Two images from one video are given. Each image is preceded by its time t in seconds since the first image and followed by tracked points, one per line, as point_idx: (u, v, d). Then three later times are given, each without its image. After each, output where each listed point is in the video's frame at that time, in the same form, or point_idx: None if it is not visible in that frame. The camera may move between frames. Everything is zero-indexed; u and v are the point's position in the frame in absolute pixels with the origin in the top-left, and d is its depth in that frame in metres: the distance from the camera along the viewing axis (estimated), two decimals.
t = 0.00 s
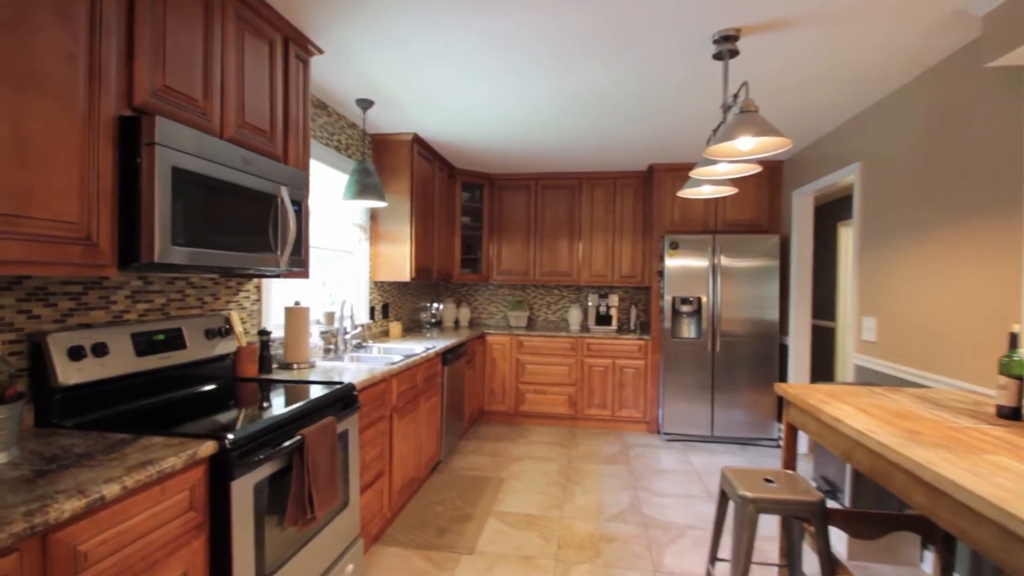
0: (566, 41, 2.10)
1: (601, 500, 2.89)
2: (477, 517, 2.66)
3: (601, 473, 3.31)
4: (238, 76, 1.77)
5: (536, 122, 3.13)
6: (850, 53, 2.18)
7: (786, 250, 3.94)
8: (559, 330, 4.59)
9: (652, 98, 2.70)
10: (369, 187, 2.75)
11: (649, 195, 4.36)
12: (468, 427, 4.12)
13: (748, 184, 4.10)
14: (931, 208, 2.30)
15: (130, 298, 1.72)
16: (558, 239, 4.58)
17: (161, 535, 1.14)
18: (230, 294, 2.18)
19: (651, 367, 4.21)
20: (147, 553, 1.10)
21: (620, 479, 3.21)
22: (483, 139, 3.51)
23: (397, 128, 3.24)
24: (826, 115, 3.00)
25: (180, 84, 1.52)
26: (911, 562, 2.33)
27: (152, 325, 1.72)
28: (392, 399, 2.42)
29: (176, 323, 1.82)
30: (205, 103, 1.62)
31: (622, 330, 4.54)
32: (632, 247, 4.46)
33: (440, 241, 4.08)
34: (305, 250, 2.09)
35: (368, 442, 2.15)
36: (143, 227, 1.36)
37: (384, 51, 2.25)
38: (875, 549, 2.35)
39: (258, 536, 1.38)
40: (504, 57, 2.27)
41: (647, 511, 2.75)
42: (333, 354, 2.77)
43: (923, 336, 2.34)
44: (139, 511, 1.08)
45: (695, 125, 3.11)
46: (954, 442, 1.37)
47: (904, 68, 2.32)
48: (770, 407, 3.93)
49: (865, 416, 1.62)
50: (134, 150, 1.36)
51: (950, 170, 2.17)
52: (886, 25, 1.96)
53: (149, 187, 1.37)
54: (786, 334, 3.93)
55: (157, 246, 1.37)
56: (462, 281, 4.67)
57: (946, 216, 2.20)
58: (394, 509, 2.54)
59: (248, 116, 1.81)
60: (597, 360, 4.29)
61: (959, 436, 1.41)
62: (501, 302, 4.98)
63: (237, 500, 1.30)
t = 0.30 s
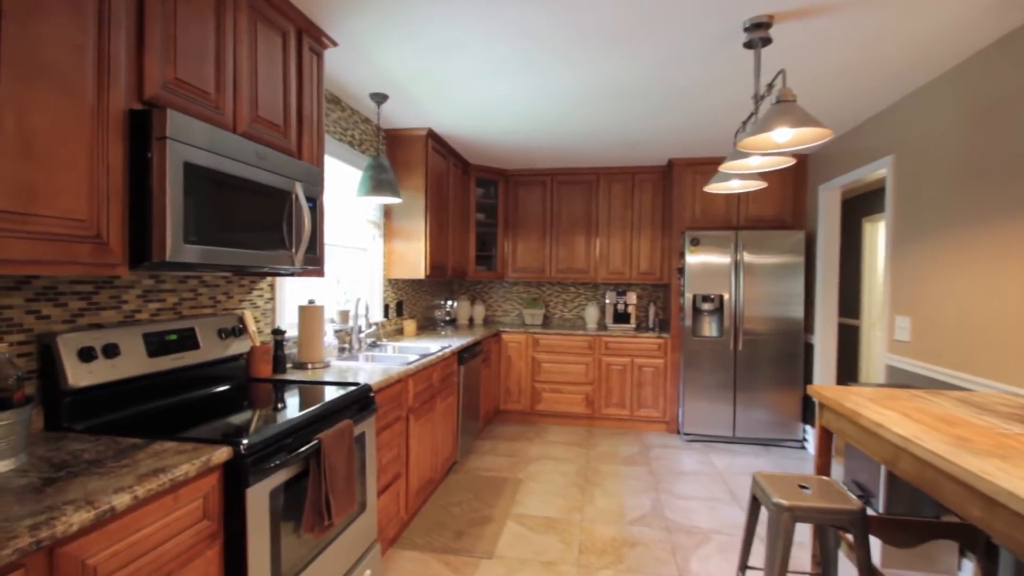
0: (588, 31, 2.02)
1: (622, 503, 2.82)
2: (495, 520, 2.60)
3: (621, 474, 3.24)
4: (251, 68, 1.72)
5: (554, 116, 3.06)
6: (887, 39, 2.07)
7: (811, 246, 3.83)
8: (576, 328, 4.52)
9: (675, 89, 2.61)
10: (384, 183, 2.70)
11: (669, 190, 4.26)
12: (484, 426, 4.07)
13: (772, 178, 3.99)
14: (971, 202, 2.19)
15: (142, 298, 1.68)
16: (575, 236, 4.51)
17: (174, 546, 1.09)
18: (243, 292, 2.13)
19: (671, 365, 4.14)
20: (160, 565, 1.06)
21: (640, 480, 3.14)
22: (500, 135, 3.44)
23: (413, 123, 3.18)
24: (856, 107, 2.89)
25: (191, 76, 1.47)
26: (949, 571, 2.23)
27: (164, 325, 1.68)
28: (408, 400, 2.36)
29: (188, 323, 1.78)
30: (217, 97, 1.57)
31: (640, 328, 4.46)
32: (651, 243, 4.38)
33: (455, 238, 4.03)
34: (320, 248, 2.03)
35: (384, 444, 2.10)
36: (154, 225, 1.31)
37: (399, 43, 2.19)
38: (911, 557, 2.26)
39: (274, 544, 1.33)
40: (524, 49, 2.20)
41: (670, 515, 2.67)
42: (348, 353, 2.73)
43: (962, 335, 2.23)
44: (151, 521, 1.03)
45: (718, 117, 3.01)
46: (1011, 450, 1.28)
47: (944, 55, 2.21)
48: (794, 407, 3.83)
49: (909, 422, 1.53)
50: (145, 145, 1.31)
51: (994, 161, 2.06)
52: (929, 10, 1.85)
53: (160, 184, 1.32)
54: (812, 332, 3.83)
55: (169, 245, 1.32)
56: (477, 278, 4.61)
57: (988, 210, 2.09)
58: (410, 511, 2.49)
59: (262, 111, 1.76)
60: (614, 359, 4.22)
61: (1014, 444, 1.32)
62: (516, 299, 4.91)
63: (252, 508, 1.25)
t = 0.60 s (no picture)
0: (610, 18, 1.93)
1: (644, 508, 2.72)
2: (513, 525, 2.53)
3: (642, 478, 3.14)
4: (261, 60, 1.65)
5: (573, 109, 2.97)
6: (931, 22, 1.94)
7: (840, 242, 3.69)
8: (594, 327, 4.44)
9: (700, 79, 2.51)
10: (398, 178, 2.63)
11: (690, 185, 4.15)
12: (500, 427, 4.01)
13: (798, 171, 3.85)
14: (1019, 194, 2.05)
15: (150, 298, 1.63)
16: (592, 233, 4.41)
17: (179, 560, 1.02)
18: (254, 292, 2.08)
19: (692, 366, 4.03)
20: None
21: (662, 485, 3.04)
22: (517, 129, 3.36)
23: (427, 118, 3.11)
24: (891, 98, 2.75)
25: (198, 67, 1.41)
26: None
27: (173, 326, 1.63)
28: (424, 402, 2.29)
29: (198, 323, 1.72)
30: (225, 89, 1.51)
31: (660, 328, 4.35)
32: (671, 240, 4.27)
33: (470, 236, 3.96)
34: (333, 246, 1.97)
35: (399, 448, 2.03)
36: (159, 221, 1.25)
37: (413, 34, 2.11)
38: (953, 569, 2.13)
39: (285, 555, 1.27)
40: (543, 38, 2.12)
41: (695, 522, 2.57)
42: (362, 354, 2.67)
43: (1009, 336, 2.09)
44: (154, 535, 0.96)
45: (744, 107, 2.89)
46: None
47: (992, 39, 2.07)
48: (821, 409, 3.71)
49: (965, 431, 1.42)
50: (149, 138, 1.25)
51: None
52: None
53: (165, 178, 1.25)
54: (841, 331, 3.70)
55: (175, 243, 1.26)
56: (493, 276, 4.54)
57: None
58: (426, 516, 2.42)
59: (272, 104, 1.70)
60: (634, 359, 4.12)
61: None
62: (532, 298, 4.83)
63: (262, 519, 1.18)
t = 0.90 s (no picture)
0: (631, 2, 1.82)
1: (666, 518, 2.61)
2: (529, 534, 2.44)
3: (663, 485, 3.03)
4: (265, 51, 1.59)
5: (591, 101, 2.86)
6: None
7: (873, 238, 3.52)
8: (613, 327, 4.33)
9: (726, 67, 2.38)
10: (411, 175, 2.57)
11: (712, 180, 4.01)
12: (517, 429, 3.93)
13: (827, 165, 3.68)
14: None
15: (153, 299, 1.58)
16: (611, 231, 4.30)
17: None
18: (263, 292, 2.02)
19: (715, 368, 3.89)
20: None
21: (685, 493, 2.92)
22: (533, 124, 3.27)
23: (441, 113, 3.03)
24: (932, 81, 2.58)
25: (198, 57, 1.34)
26: None
27: (176, 328, 1.57)
28: (436, 406, 2.21)
29: (202, 325, 1.67)
30: (227, 81, 1.44)
31: (681, 328, 4.22)
32: (692, 237, 4.13)
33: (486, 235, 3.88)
34: (341, 245, 1.90)
35: (410, 454, 1.96)
36: (154, 219, 1.18)
37: (424, 23, 2.03)
38: None
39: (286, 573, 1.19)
40: (559, 26, 2.02)
41: (720, 533, 2.45)
42: (374, 356, 2.60)
43: None
44: (139, 556, 0.89)
45: (772, 97, 2.75)
46: None
47: None
48: (852, 414, 3.54)
49: None
50: (144, 131, 1.18)
51: None
52: None
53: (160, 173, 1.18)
54: (874, 333, 3.53)
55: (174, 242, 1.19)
56: (509, 276, 4.45)
57: None
58: (439, 523, 2.35)
59: (277, 97, 1.63)
60: (654, 360, 4.00)
61: None
62: (549, 297, 4.73)
63: (259, 536, 1.11)
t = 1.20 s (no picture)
0: None
1: (686, 531, 2.49)
2: (542, 545, 2.34)
3: (683, 495, 2.90)
4: (264, 42, 1.52)
5: (609, 94, 2.75)
6: None
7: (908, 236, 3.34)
8: (632, 328, 4.20)
9: (751, 54, 2.25)
10: (421, 173, 2.49)
11: (735, 176, 3.85)
12: (533, 434, 3.84)
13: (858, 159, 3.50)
14: None
15: (150, 301, 1.53)
16: (629, 229, 4.18)
17: None
18: (268, 294, 1.95)
19: (739, 372, 3.74)
20: None
21: (706, 504, 2.79)
22: (548, 120, 3.17)
23: (454, 109, 2.95)
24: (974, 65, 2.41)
25: (189, 47, 1.29)
26: None
27: (173, 331, 1.52)
28: (446, 412, 2.13)
29: (201, 328, 1.61)
30: (221, 73, 1.38)
31: (702, 330, 4.07)
32: (715, 236, 3.98)
33: (501, 234, 3.79)
34: (345, 243, 1.84)
35: (417, 463, 1.87)
36: (138, 219, 1.12)
37: (431, 13, 1.95)
38: None
39: None
40: (572, 12, 1.92)
41: (743, 549, 2.33)
42: (385, 359, 2.53)
43: None
44: None
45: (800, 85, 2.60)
46: None
47: None
48: (885, 423, 3.37)
49: None
50: (128, 124, 1.13)
51: None
52: None
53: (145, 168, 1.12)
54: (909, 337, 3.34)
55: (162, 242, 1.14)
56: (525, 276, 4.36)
57: None
58: (450, 533, 2.26)
59: (277, 90, 1.57)
60: (674, 363, 3.87)
61: None
62: (566, 298, 4.62)
63: (244, 556, 1.05)
